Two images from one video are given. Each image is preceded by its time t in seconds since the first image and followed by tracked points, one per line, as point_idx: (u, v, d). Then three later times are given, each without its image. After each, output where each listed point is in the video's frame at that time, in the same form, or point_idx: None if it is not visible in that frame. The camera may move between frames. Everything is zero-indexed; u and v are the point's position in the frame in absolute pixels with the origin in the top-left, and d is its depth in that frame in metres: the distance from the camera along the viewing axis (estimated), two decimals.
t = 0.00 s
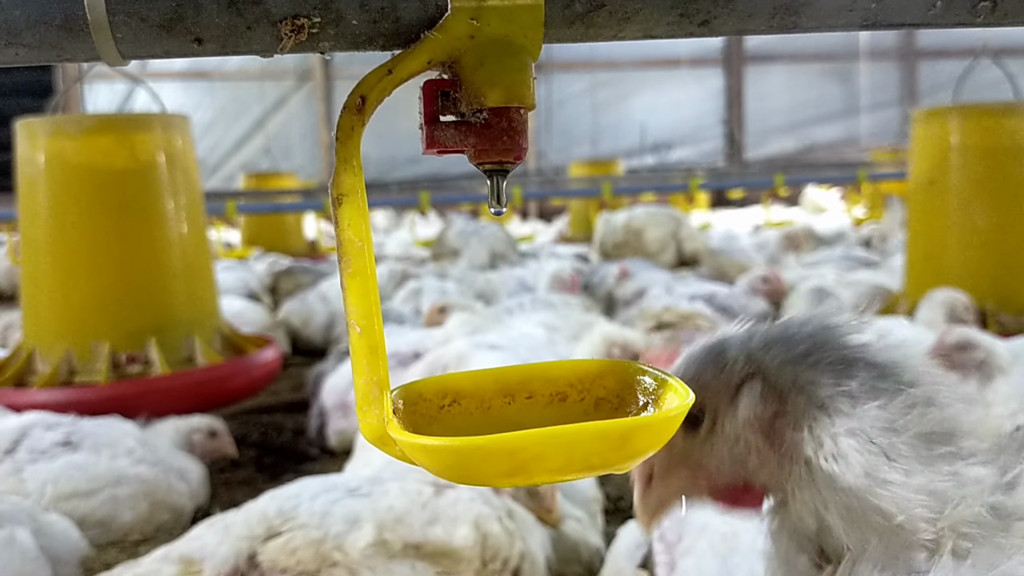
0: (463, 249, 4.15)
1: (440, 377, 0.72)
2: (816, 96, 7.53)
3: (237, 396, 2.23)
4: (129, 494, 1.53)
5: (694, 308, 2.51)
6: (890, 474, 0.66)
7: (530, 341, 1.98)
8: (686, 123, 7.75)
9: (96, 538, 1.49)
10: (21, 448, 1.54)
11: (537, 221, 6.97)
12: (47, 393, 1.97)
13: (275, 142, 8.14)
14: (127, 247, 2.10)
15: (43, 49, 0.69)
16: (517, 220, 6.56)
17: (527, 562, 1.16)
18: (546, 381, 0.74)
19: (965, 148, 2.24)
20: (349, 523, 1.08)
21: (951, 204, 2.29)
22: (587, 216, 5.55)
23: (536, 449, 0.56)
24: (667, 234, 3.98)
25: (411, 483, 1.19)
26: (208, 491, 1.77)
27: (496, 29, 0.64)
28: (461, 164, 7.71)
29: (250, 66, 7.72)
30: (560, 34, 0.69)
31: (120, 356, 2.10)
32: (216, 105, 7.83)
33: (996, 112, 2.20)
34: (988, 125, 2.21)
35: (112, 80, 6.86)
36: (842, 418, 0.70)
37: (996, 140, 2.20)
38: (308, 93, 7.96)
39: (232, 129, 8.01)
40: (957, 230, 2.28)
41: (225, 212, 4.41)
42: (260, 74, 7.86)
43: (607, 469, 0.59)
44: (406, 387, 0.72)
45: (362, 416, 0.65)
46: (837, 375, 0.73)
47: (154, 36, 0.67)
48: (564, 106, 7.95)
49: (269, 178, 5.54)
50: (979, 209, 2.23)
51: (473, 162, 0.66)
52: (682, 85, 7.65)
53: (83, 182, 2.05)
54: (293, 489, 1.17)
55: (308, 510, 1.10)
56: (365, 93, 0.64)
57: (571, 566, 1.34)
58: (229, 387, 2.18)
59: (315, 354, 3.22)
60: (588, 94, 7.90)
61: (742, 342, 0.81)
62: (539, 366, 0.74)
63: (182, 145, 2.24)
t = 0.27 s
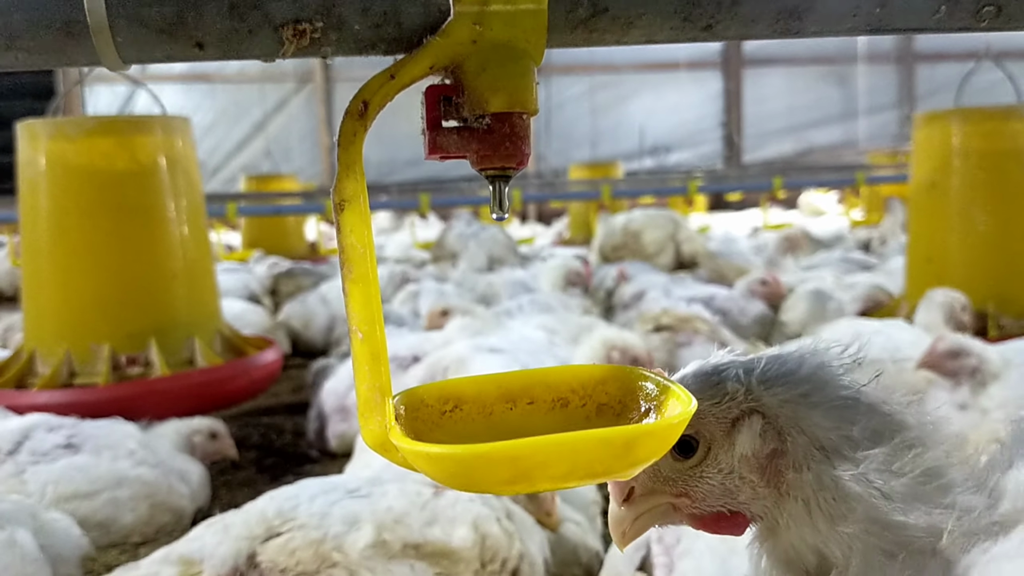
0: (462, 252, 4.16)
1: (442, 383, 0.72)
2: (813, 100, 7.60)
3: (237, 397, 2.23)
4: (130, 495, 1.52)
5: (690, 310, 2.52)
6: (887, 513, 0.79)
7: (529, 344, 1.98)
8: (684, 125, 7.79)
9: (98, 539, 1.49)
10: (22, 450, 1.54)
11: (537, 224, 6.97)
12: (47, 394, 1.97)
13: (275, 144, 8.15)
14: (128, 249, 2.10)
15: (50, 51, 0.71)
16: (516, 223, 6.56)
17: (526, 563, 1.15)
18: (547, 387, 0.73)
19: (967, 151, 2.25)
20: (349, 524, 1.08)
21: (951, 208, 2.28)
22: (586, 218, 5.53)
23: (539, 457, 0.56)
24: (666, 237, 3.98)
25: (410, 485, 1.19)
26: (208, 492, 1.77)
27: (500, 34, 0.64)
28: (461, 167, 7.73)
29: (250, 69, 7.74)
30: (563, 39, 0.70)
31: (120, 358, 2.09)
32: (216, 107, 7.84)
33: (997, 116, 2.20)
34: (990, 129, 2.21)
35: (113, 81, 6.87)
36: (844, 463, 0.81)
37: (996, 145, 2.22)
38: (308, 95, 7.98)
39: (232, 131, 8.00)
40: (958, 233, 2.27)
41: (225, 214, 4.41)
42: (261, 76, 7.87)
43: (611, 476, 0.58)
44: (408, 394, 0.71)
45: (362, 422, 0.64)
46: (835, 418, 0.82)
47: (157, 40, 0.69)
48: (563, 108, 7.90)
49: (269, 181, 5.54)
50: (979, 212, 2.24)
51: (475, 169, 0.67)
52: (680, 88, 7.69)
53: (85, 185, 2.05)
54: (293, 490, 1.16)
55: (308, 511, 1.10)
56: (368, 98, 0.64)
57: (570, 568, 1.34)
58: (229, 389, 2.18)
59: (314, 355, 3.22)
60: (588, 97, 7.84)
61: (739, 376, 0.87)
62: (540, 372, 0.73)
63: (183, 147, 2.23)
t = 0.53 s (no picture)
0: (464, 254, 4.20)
1: (443, 383, 0.73)
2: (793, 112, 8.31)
3: (243, 397, 2.25)
4: (135, 493, 1.54)
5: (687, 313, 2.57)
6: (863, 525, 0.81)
7: (530, 345, 1.99)
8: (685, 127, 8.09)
9: (101, 537, 1.52)
10: (28, 449, 1.56)
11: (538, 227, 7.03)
12: (54, 393, 1.99)
13: (279, 148, 8.23)
14: (134, 251, 2.11)
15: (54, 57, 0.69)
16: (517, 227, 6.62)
17: (524, 561, 1.17)
18: (547, 386, 0.75)
19: (959, 156, 2.31)
20: (352, 521, 1.09)
21: (944, 210, 2.35)
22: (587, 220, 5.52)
23: (536, 451, 0.57)
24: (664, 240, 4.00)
25: (414, 484, 1.17)
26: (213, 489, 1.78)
27: (501, 41, 0.62)
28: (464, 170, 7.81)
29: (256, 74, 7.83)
30: (562, 47, 0.69)
31: (126, 358, 2.11)
32: (222, 110, 7.92)
33: (990, 121, 2.27)
34: (984, 133, 2.27)
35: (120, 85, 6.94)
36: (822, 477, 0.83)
37: (987, 150, 2.28)
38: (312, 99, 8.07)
39: (237, 135, 8.07)
40: (949, 236, 2.35)
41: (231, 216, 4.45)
42: (265, 81, 7.92)
43: (607, 472, 0.59)
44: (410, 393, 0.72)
45: (368, 420, 0.66)
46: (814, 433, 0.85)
47: (163, 44, 0.67)
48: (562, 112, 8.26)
49: (273, 184, 5.59)
50: (970, 215, 2.31)
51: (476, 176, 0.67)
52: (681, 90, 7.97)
53: (91, 187, 2.07)
54: (297, 488, 1.17)
55: (312, 509, 1.12)
56: (371, 104, 0.62)
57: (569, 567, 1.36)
58: (234, 389, 2.19)
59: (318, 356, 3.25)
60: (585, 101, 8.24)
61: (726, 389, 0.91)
62: (540, 372, 0.75)
63: (189, 149, 2.25)
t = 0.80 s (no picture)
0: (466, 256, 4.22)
1: (442, 379, 0.65)
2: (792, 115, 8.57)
3: (246, 396, 2.26)
4: (140, 491, 1.56)
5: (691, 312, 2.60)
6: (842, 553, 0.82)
7: (532, 345, 2.01)
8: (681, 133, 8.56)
9: (105, 535, 1.54)
10: (33, 447, 1.58)
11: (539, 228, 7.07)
12: (59, 392, 2.01)
13: (282, 150, 8.28)
14: (138, 251, 2.13)
15: (61, 58, 0.66)
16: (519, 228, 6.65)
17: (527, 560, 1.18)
18: (546, 382, 0.67)
19: (953, 158, 2.37)
20: (356, 520, 1.10)
21: (939, 212, 2.40)
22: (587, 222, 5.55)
23: (536, 447, 0.51)
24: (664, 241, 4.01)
25: (417, 483, 1.18)
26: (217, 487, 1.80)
27: (513, 37, 0.47)
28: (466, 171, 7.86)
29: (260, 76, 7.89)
30: (561, 51, 0.69)
31: (130, 357, 2.13)
32: (226, 111, 7.97)
33: (983, 123, 2.32)
34: (976, 135, 2.33)
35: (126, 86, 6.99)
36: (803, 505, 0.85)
37: (981, 151, 2.33)
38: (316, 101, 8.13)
39: (241, 136, 8.11)
40: (944, 237, 2.40)
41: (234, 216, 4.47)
42: (268, 83, 7.95)
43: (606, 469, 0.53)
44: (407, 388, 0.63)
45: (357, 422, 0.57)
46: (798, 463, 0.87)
47: (171, 49, 0.65)
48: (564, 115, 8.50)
49: (277, 185, 5.62)
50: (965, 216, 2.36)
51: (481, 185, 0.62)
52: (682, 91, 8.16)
53: (97, 188, 2.09)
54: (302, 486, 1.18)
55: (317, 507, 1.13)
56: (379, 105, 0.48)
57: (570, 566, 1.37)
58: (238, 388, 2.20)
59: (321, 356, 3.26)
60: (587, 102, 8.55)
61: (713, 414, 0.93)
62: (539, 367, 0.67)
63: (194, 150, 2.26)
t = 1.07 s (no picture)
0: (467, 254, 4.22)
1: (443, 375, 0.65)
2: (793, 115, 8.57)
3: (247, 394, 2.25)
4: (141, 489, 1.56)
5: (691, 312, 2.62)
6: None
7: (532, 344, 2.01)
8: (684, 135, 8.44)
9: (106, 532, 1.54)
10: (34, 445, 1.58)
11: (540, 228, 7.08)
12: (60, 390, 2.01)
13: (284, 149, 8.29)
14: (139, 249, 2.12)
15: (64, 52, 0.66)
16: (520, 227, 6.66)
17: (527, 558, 1.18)
18: (546, 378, 0.66)
19: (954, 158, 2.37)
20: (356, 518, 1.10)
21: (940, 212, 2.40)
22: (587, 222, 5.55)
23: (537, 441, 0.51)
24: (665, 241, 4.00)
25: (417, 481, 1.18)
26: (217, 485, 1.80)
27: (509, 38, 0.47)
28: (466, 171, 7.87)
29: (261, 75, 7.90)
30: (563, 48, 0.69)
31: (132, 356, 2.13)
32: (227, 111, 7.99)
33: (985, 123, 2.32)
34: (977, 135, 2.33)
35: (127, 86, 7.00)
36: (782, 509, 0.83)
37: (982, 150, 2.33)
38: (317, 100, 8.13)
39: (243, 136, 8.12)
40: (945, 237, 2.40)
41: (235, 215, 4.48)
42: (270, 82, 7.97)
43: (606, 464, 0.53)
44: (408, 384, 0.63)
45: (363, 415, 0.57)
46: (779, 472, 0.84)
47: (173, 44, 0.66)
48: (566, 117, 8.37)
49: (278, 184, 5.62)
50: (966, 216, 2.36)
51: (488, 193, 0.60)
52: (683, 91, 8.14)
53: (99, 187, 2.09)
54: (303, 484, 1.18)
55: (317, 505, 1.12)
56: (379, 100, 0.47)
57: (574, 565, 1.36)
58: (239, 386, 2.20)
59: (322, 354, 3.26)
60: (588, 102, 8.54)
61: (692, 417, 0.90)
62: (539, 364, 0.67)
63: (196, 149, 2.26)
